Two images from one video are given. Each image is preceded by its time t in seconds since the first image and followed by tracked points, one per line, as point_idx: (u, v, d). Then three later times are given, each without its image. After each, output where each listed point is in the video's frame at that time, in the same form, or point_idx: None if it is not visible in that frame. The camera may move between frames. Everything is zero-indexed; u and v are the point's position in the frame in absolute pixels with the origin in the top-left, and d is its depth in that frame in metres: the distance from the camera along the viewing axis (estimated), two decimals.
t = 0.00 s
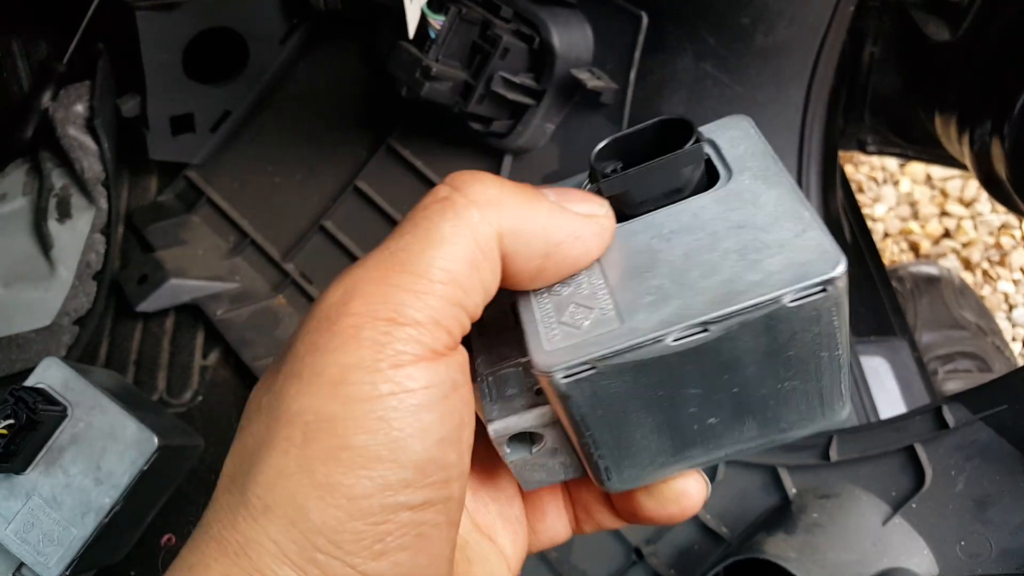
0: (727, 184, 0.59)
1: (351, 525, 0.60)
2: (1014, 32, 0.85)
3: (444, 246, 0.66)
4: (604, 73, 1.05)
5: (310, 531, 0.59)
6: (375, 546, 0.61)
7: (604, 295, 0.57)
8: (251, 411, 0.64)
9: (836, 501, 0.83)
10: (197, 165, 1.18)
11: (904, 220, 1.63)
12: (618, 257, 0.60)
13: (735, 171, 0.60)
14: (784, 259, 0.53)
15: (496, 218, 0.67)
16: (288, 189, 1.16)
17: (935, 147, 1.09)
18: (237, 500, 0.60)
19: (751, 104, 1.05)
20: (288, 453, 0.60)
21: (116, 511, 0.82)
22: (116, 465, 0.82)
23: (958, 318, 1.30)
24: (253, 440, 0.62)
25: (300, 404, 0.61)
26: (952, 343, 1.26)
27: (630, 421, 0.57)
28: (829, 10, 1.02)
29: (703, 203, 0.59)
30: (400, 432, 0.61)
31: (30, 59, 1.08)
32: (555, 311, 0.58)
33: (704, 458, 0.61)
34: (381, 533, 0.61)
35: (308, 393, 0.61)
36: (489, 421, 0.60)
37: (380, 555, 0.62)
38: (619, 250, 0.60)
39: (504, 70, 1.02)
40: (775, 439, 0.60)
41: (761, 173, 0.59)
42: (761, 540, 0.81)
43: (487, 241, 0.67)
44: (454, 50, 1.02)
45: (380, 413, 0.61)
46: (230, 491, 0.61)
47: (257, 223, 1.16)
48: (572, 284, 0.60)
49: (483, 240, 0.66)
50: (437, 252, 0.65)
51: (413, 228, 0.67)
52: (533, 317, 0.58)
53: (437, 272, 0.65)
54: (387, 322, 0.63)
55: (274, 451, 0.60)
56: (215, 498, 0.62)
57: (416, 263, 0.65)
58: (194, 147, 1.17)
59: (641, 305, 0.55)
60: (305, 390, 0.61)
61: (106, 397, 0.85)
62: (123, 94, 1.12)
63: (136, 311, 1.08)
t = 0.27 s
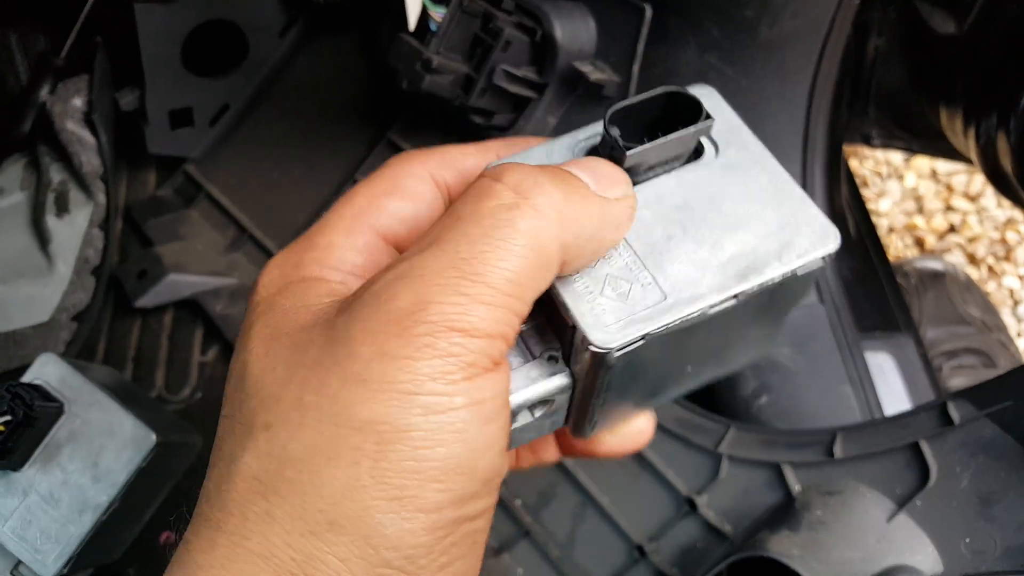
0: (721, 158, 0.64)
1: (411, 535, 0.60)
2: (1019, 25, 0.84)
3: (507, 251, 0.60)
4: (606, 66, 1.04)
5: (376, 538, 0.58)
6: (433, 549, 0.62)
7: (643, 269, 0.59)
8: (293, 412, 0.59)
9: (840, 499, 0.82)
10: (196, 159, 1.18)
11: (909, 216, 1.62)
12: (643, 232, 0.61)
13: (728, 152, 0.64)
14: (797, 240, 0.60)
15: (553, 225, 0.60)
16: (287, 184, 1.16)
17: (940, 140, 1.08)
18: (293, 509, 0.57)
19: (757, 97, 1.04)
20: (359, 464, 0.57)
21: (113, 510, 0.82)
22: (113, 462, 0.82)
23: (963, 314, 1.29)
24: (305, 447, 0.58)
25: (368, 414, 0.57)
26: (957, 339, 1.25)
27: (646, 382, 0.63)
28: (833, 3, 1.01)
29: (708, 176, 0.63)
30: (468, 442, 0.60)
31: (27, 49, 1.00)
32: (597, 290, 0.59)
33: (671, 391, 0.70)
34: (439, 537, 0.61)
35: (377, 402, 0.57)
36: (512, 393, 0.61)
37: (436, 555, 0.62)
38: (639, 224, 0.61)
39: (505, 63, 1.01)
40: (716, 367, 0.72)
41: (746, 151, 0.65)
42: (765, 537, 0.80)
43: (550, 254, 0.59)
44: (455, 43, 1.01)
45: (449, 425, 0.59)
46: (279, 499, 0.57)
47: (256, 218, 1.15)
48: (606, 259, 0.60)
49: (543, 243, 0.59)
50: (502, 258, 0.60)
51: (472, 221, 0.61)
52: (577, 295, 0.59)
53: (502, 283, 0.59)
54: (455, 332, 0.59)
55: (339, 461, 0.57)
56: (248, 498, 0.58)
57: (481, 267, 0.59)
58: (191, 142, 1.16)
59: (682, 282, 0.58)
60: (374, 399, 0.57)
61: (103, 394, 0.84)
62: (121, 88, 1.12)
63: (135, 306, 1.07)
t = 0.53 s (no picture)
0: (712, 169, 0.70)
1: (426, 542, 0.60)
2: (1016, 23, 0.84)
3: (535, 265, 0.60)
4: (604, 65, 1.04)
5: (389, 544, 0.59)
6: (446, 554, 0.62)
7: (643, 300, 0.67)
8: (310, 418, 0.59)
9: (839, 497, 0.82)
10: (194, 160, 1.17)
11: (907, 213, 1.61)
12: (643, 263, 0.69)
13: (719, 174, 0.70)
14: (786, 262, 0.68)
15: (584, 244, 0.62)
16: (288, 183, 1.17)
17: (935, 138, 1.07)
18: (310, 514, 0.58)
19: (754, 97, 1.04)
20: (380, 472, 0.57)
21: (111, 511, 0.82)
22: (112, 464, 0.82)
23: (961, 312, 1.29)
24: (324, 454, 0.58)
25: (388, 424, 0.57)
26: (956, 337, 1.25)
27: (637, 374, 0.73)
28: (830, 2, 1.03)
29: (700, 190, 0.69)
30: (484, 450, 0.61)
31: (25, 52, 1.00)
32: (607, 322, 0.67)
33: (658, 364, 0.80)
34: (452, 543, 0.62)
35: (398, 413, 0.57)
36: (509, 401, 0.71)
37: (449, 560, 0.63)
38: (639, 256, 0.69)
39: (502, 63, 1.01)
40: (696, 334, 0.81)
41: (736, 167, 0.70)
42: (763, 537, 0.80)
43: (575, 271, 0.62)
44: (452, 44, 1.02)
45: (469, 435, 0.59)
46: (296, 504, 0.58)
47: (256, 219, 1.15)
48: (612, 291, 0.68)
49: (568, 255, 0.61)
50: (534, 272, 0.60)
51: (502, 229, 0.61)
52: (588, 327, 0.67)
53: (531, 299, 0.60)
54: (480, 345, 0.58)
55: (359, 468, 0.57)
56: (257, 502, 0.59)
57: (508, 279, 0.59)
58: (190, 143, 1.16)
59: (678, 314, 0.67)
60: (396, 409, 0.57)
61: (100, 396, 0.84)
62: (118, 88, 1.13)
63: (134, 307, 1.07)
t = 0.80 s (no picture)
0: (700, 196, 0.73)
1: (414, 542, 0.60)
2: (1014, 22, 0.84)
3: (522, 269, 0.61)
4: (601, 67, 1.04)
5: (376, 545, 0.58)
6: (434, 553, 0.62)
7: (625, 322, 0.70)
8: (299, 419, 0.59)
9: (836, 497, 0.82)
10: (192, 162, 1.16)
11: (905, 214, 1.61)
12: (628, 284, 0.71)
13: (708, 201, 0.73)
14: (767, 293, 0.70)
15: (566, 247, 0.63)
16: (286, 185, 1.17)
17: (931, 138, 1.06)
18: (298, 513, 0.57)
19: (751, 97, 1.04)
20: (367, 471, 0.57)
21: (108, 514, 0.82)
22: (110, 467, 0.82)
23: (959, 312, 1.29)
24: (313, 455, 0.57)
25: (377, 423, 0.57)
26: (954, 337, 1.25)
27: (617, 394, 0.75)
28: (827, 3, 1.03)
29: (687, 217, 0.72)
30: (473, 451, 0.60)
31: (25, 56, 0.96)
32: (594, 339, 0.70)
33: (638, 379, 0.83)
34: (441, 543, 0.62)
35: (386, 413, 0.57)
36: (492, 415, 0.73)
37: (437, 560, 0.62)
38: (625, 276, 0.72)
39: (500, 64, 1.01)
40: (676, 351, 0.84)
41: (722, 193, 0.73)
42: (761, 538, 0.80)
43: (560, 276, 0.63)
44: (448, 44, 1.02)
45: (456, 436, 0.59)
46: (285, 504, 0.58)
47: (255, 220, 1.16)
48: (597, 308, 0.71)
49: (555, 258, 0.62)
50: (522, 276, 0.61)
51: (490, 231, 0.61)
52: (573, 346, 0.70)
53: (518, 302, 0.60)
54: (468, 345, 0.58)
55: (348, 467, 0.57)
56: (247, 504, 0.59)
57: (495, 280, 0.60)
58: (188, 143, 1.14)
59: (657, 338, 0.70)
60: (385, 409, 0.57)
61: (98, 398, 0.84)
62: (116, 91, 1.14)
63: (133, 309, 1.07)
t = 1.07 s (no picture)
0: (704, 206, 0.73)
1: (392, 522, 0.60)
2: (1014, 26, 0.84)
3: (504, 267, 0.62)
4: (600, 68, 1.04)
5: (355, 524, 0.59)
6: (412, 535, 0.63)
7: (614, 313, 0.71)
8: (286, 401, 0.60)
9: (835, 498, 0.82)
10: (192, 162, 1.17)
11: (905, 216, 1.62)
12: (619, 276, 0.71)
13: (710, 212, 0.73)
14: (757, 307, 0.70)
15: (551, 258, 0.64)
16: (286, 188, 1.17)
17: (930, 140, 1.06)
18: (281, 491, 0.59)
19: (750, 99, 1.05)
20: (346, 450, 0.58)
21: (110, 514, 0.82)
22: (111, 466, 0.82)
23: (958, 313, 1.29)
24: (297, 435, 0.59)
25: (358, 406, 0.59)
26: (953, 339, 1.25)
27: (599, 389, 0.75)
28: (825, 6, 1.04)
29: (688, 223, 0.72)
30: (452, 436, 0.61)
31: (24, 55, 0.96)
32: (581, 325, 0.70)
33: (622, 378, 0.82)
34: (419, 526, 0.62)
35: (368, 396, 0.58)
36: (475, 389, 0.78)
37: (414, 542, 0.63)
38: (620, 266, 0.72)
39: (500, 66, 1.01)
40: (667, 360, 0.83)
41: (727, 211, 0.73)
42: (761, 538, 0.80)
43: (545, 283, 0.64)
44: (449, 47, 1.02)
45: (437, 422, 0.60)
46: (270, 484, 0.59)
47: (254, 221, 1.15)
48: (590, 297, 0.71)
49: (541, 263, 0.63)
50: (503, 273, 0.62)
51: (480, 234, 0.63)
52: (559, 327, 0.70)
53: (500, 299, 0.61)
54: (449, 336, 0.60)
55: (330, 447, 0.59)
56: (233, 483, 0.60)
57: (479, 279, 0.61)
58: (189, 144, 1.16)
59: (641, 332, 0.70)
60: (366, 393, 0.58)
61: (99, 398, 0.84)
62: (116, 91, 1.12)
63: (133, 310, 1.07)
